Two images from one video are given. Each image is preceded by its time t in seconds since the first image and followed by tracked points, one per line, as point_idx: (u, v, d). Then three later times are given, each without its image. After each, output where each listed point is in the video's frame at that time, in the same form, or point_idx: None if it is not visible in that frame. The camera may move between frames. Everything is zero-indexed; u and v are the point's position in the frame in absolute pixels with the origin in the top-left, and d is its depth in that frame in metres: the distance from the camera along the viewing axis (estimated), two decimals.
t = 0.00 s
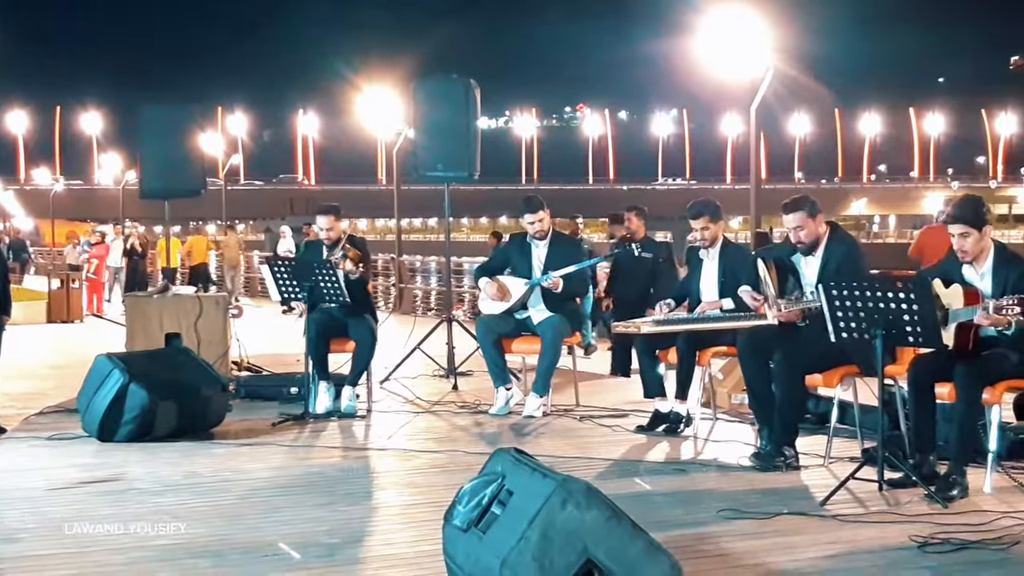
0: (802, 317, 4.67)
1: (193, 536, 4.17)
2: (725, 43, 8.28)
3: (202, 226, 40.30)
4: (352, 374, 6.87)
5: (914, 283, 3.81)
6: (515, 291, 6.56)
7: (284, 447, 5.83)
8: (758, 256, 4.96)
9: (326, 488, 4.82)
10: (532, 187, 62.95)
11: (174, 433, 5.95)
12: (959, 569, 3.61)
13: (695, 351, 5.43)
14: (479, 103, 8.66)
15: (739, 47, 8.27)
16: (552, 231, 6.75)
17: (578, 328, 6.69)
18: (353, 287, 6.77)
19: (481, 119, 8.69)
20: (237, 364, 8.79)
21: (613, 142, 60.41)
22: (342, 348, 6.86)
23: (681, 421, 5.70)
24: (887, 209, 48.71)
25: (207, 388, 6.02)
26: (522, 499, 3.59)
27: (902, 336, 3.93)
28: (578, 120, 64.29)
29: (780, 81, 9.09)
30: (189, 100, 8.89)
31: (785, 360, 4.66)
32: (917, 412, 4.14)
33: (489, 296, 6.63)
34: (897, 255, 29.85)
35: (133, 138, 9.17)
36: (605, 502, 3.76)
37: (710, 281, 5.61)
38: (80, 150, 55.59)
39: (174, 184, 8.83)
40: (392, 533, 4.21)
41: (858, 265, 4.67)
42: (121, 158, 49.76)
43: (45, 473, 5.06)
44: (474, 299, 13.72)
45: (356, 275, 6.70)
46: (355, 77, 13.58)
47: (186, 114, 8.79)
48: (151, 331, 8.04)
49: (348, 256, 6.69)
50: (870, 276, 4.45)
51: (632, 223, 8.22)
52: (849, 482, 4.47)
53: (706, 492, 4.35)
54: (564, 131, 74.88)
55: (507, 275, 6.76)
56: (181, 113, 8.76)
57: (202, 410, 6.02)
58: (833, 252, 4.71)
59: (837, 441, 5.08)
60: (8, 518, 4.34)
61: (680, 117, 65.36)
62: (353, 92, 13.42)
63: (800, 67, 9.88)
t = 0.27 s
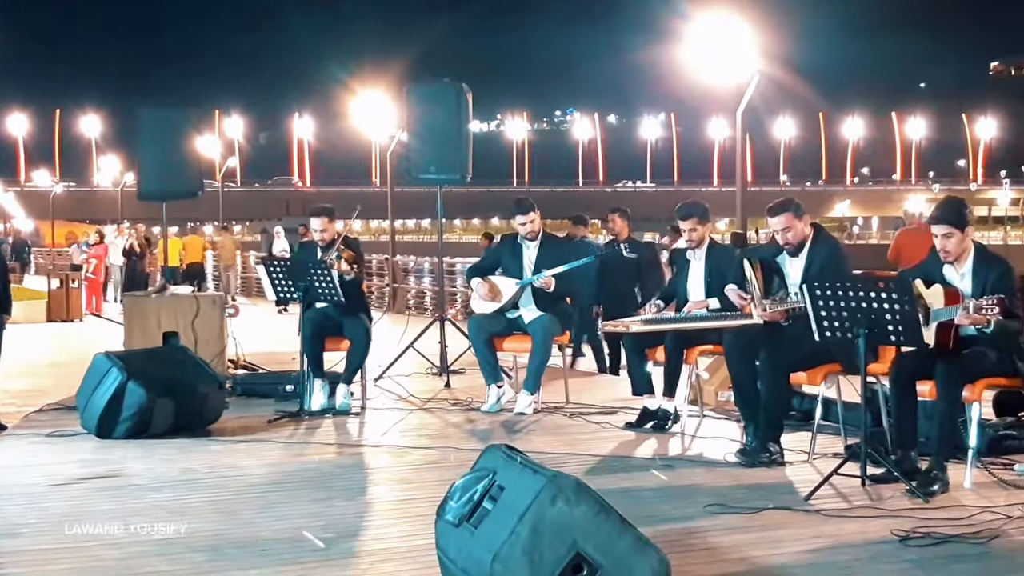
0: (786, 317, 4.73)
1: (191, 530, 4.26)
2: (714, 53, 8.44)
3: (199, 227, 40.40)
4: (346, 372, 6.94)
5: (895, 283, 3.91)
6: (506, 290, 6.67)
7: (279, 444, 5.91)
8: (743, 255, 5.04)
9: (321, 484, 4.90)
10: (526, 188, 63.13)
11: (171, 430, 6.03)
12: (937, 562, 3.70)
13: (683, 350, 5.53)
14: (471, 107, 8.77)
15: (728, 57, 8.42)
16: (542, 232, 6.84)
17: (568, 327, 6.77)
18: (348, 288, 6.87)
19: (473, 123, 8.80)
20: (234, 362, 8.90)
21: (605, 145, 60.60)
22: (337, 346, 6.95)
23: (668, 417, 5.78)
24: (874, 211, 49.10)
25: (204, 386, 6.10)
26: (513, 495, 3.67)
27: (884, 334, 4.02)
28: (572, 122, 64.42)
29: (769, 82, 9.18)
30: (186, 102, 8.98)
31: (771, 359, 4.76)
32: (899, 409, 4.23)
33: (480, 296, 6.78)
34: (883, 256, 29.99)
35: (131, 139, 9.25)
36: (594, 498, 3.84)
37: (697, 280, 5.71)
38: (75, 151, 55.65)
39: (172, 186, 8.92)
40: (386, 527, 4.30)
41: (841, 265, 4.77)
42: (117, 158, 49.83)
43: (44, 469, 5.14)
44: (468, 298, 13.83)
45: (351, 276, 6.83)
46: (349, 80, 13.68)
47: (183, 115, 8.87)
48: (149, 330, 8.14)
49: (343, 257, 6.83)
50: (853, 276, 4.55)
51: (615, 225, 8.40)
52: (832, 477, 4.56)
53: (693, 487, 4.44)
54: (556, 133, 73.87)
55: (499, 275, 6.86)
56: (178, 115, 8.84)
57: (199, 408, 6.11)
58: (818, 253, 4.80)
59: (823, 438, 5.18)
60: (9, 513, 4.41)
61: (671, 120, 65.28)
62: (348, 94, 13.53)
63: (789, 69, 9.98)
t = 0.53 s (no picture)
0: (774, 317, 4.85)
1: (193, 524, 4.36)
2: (706, 54, 8.46)
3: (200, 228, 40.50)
4: (344, 370, 7.05)
5: (880, 283, 4.00)
6: (500, 291, 6.74)
7: (278, 440, 6.02)
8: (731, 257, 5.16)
9: (319, 478, 5.01)
10: (525, 189, 63.32)
11: (172, 426, 6.13)
12: (919, 556, 3.81)
13: (672, 348, 5.62)
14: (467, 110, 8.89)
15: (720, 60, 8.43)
16: (536, 233, 6.96)
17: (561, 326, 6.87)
18: (346, 288, 6.98)
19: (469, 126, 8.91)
20: (234, 360, 9.01)
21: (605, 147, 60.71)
22: (335, 345, 7.07)
23: (658, 414, 5.88)
24: (861, 210, 50.59)
25: (205, 383, 6.20)
26: (506, 489, 3.74)
27: (869, 333, 4.12)
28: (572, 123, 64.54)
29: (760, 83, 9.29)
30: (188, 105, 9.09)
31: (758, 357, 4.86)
32: (883, 405, 4.34)
33: (474, 296, 6.83)
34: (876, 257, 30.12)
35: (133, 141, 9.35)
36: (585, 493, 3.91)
37: (686, 280, 5.80)
38: (76, 152, 55.83)
39: (174, 188, 9.04)
40: (382, 521, 4.41)
41: (827, 266, 4.88)
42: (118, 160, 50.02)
43: (48, 465, 5.24)
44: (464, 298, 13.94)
45: (349, 278, 6.91)
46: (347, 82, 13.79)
47: (183, 117, 8.97)
48: (151, 329, 8.25)
49: (340, 259, 6.90)
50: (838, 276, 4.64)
51: (602, 226, 8.57)
52: (818, 473, 4.66)
53: (682, 483, 4.55)
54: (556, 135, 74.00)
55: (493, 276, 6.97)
56: (178, 117, 8.94)
57: (199, 405, 6.21)
58: (804, 254, 4.91)
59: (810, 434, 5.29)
60: (15, 508, 4.51)
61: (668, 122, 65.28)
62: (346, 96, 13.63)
63: (780, 71, 10.09)
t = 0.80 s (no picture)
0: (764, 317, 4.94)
1: (197, 518, 4.47)
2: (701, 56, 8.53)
3: (202, 230, 40.62)
4: (343, 368, 7.16)
5: (865, 283, 4.10)
6: (496, 290, 6.85)
7: (278, 436, 6.13)
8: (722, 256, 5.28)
9: (319, 473, 5.12)
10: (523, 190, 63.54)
11: (176, 423, 6.23)
12: (903, 550, 3.93)
13: (663, 345, 5.72)
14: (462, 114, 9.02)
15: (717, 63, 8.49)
16: (531, 235, 7.06)
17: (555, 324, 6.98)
18: (344, 288, 7.08)
19: (465, 130, 9.03)
20: (235, 358, 9.12)
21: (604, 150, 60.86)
22: (334, 342, 7.17)
23: (649, 411, 6.00)
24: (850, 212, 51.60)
25: (208, 381, 6.31)
26: (502, 484, 3.81)
27: (855, 332, 4.22)
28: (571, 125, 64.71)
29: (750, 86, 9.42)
30: (190, 109, 9.22)
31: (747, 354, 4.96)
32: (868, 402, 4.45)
33: (472, 295, 6.97)
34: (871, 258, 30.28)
35: (138, 145, 9.48)
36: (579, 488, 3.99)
37: (677, 279, 5.90)
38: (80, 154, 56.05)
39: (176, 190, 9.16)
40: (380, 515, 4.53)
41: (814, 265, 4.98)
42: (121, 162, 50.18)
43: (54, 460, 5.35)
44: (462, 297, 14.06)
45: (341, 270, 7.05)
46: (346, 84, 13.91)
47: (185, 121, 9.09)
48: (154, 327, 8.36)
49: (334, 253, 7.08)
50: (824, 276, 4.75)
51: (593, 227, 8.76)
52: (806, 468, 4.78)
53: (673, 478, 4.66)
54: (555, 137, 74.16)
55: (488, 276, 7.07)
56: (180, 121, 9.07)
57: (200, 404, 6.31)
58: (793, 254, 5.02)
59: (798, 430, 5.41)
60: (22, 503, 4.62)
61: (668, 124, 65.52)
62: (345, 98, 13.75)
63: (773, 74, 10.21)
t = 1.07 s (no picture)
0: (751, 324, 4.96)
1: (198, 513, 4.58)
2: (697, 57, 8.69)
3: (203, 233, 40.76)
4: (341, 366, 7.28)
5: (848, 282, 4.19)
6: (488, 291, 6.99)
7: (277, 433, 6.25)
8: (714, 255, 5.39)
9: (317, 468, 5.23)
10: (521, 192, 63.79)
11: (178, 420, 6.35)
12: (884, 542, 4.05)
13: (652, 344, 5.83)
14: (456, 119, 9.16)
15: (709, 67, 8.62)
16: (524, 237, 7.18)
17: (548, 324, 7.08)
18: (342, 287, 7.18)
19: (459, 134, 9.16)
20: (236, 356, 9.25)
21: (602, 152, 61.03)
22: (332, 341, 7.29)
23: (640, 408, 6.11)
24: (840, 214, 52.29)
25: (209, 379, 6.43)
26: (495, 479, 3.90)
27: (839, 330, 4.31)
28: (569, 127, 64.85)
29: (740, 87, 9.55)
30: (191, 113, 9.33)
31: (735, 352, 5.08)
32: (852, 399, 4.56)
33: (462, 296, 7.09)
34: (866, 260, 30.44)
35: (140, 148, 9.62)
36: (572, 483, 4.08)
37: (666, 280, 6.00)
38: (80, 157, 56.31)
39: (177, 194, 9.28)
40: (378, 508, 4.65)
41: (801, 265, 5.08)
42: (121, 164, 50.40)
43: (59, 456, 5.46)
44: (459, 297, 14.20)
45: (342, 262, 7.12)
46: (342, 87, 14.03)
47: (186, 126, 9.23)
48: (156, 326, 8.50)
49: (336, 247, 7.13)
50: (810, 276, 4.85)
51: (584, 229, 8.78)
52: (792, 463, 4.91)
53: (663, 473, 4.78)
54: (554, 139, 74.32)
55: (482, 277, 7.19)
56: (181, 125, 9.19)
57: (201, 403, 6.44)
58: (783, 254, 5.13)
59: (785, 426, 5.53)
60: (28, 499, 4.73)
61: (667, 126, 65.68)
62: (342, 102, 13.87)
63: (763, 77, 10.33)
